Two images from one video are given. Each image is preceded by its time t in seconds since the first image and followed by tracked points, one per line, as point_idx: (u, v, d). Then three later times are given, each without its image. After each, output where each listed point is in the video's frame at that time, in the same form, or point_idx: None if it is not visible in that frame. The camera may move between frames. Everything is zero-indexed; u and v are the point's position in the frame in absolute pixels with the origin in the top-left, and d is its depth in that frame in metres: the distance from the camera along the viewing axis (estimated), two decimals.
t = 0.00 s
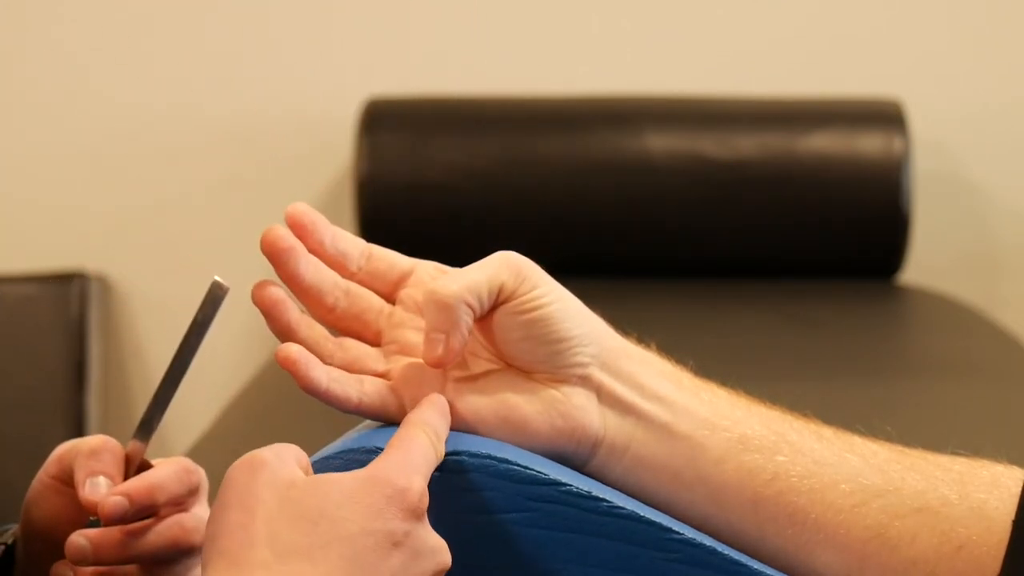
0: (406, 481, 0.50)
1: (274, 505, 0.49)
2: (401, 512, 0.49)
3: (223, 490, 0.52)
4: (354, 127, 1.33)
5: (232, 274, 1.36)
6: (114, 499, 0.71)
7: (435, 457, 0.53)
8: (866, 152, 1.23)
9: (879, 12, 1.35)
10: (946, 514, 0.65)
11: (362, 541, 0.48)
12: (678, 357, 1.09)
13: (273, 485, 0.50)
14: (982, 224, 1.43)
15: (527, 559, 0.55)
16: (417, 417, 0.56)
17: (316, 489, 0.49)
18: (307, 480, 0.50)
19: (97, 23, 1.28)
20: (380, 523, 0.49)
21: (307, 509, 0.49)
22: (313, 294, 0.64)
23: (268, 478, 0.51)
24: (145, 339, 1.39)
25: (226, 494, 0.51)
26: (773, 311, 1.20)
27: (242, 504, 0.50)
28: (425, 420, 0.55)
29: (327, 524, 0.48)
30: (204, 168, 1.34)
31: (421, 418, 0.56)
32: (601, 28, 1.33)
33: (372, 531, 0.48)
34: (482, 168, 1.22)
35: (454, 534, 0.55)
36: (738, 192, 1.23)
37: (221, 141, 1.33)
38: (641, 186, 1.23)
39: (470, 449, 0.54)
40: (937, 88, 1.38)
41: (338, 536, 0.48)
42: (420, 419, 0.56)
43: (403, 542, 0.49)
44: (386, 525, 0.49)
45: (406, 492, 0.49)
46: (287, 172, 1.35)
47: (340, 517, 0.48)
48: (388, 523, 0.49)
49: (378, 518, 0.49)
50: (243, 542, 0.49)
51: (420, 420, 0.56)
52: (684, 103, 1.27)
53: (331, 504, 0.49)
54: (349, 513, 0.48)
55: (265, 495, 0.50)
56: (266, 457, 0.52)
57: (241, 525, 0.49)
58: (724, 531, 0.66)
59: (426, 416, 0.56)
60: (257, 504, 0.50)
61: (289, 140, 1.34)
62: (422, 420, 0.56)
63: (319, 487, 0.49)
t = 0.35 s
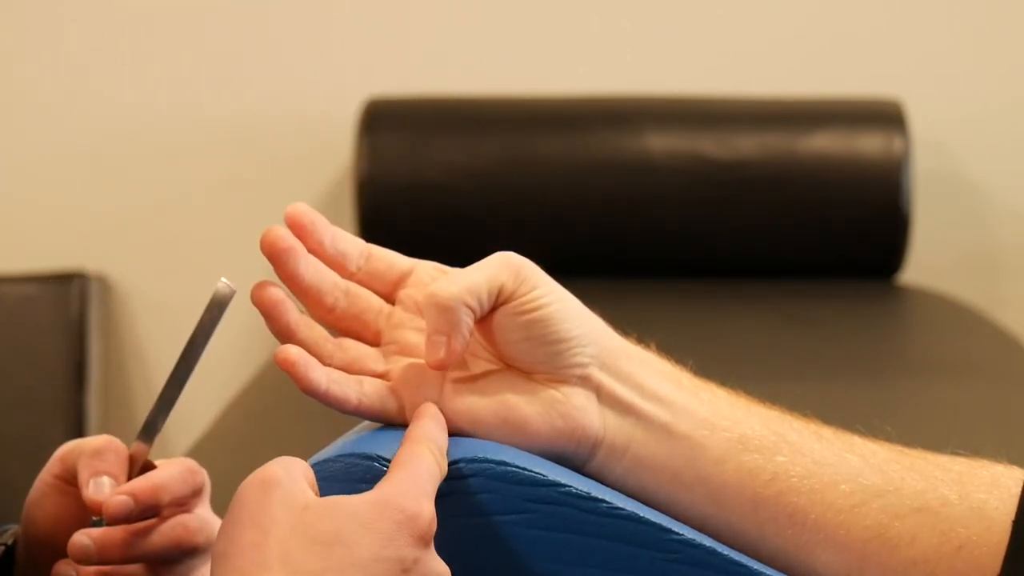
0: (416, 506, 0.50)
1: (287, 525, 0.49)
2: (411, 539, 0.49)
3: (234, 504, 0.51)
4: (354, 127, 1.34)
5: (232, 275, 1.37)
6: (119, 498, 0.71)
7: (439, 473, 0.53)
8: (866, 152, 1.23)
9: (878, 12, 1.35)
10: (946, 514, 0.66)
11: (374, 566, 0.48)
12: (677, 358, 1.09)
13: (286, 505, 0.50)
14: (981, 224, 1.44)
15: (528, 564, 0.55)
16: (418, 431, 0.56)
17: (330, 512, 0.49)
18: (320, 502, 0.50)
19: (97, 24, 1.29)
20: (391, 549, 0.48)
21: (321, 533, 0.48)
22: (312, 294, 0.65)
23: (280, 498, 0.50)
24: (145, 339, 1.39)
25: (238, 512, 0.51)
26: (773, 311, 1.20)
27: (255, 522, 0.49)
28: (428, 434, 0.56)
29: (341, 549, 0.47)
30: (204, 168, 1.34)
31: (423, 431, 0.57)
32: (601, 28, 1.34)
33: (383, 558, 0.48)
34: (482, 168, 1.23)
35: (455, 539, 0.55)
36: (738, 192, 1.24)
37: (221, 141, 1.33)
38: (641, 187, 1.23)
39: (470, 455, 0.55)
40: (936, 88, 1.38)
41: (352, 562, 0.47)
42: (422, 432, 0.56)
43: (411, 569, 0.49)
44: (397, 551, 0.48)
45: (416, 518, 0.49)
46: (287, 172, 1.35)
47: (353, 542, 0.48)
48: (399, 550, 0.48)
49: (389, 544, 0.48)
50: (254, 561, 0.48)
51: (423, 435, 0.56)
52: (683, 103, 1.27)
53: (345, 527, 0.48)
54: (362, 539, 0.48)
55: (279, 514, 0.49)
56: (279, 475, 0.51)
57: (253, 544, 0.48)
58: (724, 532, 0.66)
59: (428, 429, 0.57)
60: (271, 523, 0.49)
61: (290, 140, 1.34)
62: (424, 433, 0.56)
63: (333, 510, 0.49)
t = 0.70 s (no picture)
0: (414, 488, 0.50)
1: (284, 508, 0.49)
2: (409, 520, 0.49)
3: (230, 490, 0.51)
4: (354, 127, 1.34)
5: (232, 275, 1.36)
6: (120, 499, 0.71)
7: (423, 453, 0.53)
8: (866, 152, 1.23)
9: (878, 12, 1.35)
10: (946, 514, 0.66)
11: (373, 545, 0.48)
12: (677, 358, 1.09)
13: (281, 487, 0.50)
14: (982, 224, 1.43)
15: (529, 560, 0.55)
16: (399, 412, 0.57)
17: (328, 495, 0.49)
18: (320, 487, 0.49)
19: (97, 24, 1.29)
20: (391, 531, 0.48)
21: (319, 516, 0.48)
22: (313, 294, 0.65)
23: (276, 482, 0.50)
24: (145, 339, 1.39)
25: (236, 498, 0.50)
26: (773, 311, 1.20)
27: (253, 508, 0.49)
28: (409, 415, 0.57)
29: (340, 533, 0.48)
30: (204, 168, 1.34)
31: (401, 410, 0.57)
32: (601, 28, 1.34)
33: (382, 539, 0.48)
34: (482, 168, 1.23)
35: (455, 534, 0.55)
36: (738, 192, 1.23)
37: (221, 141, 1.33)
38: (642, 187, 1.23)
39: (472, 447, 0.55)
40: (936, 88, 1.38)
41: (350, 544, 0.47)
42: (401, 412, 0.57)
43: (410, 550, 0.49)
44: (396, 532, 0.48)
45: (414, 500, 0.49)
46: (287, 172, 1.35)
47: (351, 524, 0.48)
48: (398, 532, 0.48)
49: (387, 523, 0.48)
50: (254, 549, 0.47)
51: (401, 416, 0.57)
52: (683, 103, 1.27)
53: (344, 510, 0.48)
54: (361, 522, 0.48)
55: (276, 501, 0.49)
56: (276, 460, 0.51)
57: (252, 530, 0.48)
58: (725, 532, 0.66)
59: (408, 408, 0.57)
60: (268, 508, 0.49)
61: (290, 141, 1.34)
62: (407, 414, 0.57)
63: (331, 495, 0.49)
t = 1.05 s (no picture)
0: (437, 494, 0.51)
1: (307, 516, 0.51)
2: (432, 527, 0.51)
3: (256, 497, 0.53)
4: (354, 127, 1.34)
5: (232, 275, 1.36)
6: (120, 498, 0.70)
7: (452, 463, 0.54)
8: (866, 152, 1.23)
9: (878, 12, 1.35)
10: (946, 514, 0.66)
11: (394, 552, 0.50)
12: (677, 359, 1.09)
13: (305, 496, 0.52)
14: (982, 224, 1.43)
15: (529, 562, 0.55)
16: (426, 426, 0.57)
17: (349, 502, 0.51)
18: (341, 493, 0.52)
19: (97, 24, 1.29)
20: (412, 537, 0.50)
21: (340, 523, 0.50)
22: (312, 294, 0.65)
23: (298, 491, 0.52)
24: (145, 339, 1.39)
25: (261, 504, 0.53)
26: (773, 311, 1.20)
27: (277, 514, 0.52)
28: (436, 428, 0.57)
29: (360, 538, 0.50)
30: (204, 168, 1.34)
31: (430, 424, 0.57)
32: (602, 29, 1.34)
33: (403, 546, 0.50)
34: (482, 168, 1.23)
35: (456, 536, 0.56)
36: (738, 192, 1.23)
37: (221, 141, 1.33)
38: (642, 187, 1.23)
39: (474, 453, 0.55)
40: (936, 88, 1.38)
41: (372, 550, 0.50)
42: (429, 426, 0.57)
43: (432, 556, 0.51)
44: (417, 539, 0.50)
45: (437, 506, 0.51)
46: (287, 172, 1.35)
47: (372, 532, 0.50)
48: (420, 537, 0.50)
49: (407, 532, 0.50)
50: (278, 553, 0.50)
51: (429, 430, 0.56)
52: (683, 103, 1.27)
53: (366, 517, 0.50)
54: (380, 527, 0.50)
55: (299, 506, 0.52)
56: (300, 468, 0.53)
57: (276, 535, 0.51)
58: (725, 532, 0.66)
59: (435, 422, 0.57)
60: (291, 515, 0.51)
61: (290, 141, 1.34)
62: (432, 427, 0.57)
63: (352, 502, 0.51)
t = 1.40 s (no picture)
0: (439, 502, 0.51)
1: (309, 520, 0.51)
2: (434, 534, 0.51)
3: (258, 500, 0.53)
4: (354, 127, 1.34)
5: (232, 275, 1.36)
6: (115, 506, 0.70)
7: (453, 466, 0.54)
8: (866, 152, 1.23)
9: (878, 13, 1.35)
10: (946, 514, 0.66)
11: (397, 559, 0.50)
12: (677, 359, 1.09)
13: (308, 500, 0.52)
14: (982, 224, 1.43)
15: (529, 563, 0.55)
16: (428, 430, 0.57)
17: (353, 508, 0.51)
18: (344, 499, 0.52)
19: (97, 24, 1.29)
20: (413, 544, 0.50)
21: (342, 529, 0.50)
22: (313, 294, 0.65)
23: (301, 495, 0.52)
24: (145, 339, 1.39)
25: (263, 508, 0.53)
26: (772, 311, 1.20)
27: (279, 518, 0.51)
28: (437, 432, 0.57)
29: (363, 543, 0.50)
30: (204, 168, 1.34)
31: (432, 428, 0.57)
32: (601, 29, 1.34)
33: (405, 553, 0.50)
34: (481, 168, 1.23)
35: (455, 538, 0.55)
36: (738, 192, 1.23)
37: (220, 141, 1.33)
38: (642, 187, 1.23)
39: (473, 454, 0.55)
40: (936, 88, 1.38)
41: (374, 557, 0.50)
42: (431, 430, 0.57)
43: (434, 563, 0.51)
44: (420, 546, 0.50)
45: (439, 514, 0.51)
46: (287, 172, 1.35)
47: (375, 539, 0.50)
48: (422, 545, 0.50)
49: (410, 539, 0.50)
50: (280, 557, 0.50)
51: (431, 434, 0.57)
52: (683, 103, 1.27)
53: (369, 524, 0.50)
54: (383, 534, 0.50)
55: (302, 510, 0.52)
56: (302, 472, 0.53)
57: (278, 539, 0.51)
58: (725, 532, 0.66)
59: (437, 426, 0.57)
60: (293, 518, 0.51)
61: (290, 141, 1.34)
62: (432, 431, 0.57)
63: (354, 508, 0.51)
